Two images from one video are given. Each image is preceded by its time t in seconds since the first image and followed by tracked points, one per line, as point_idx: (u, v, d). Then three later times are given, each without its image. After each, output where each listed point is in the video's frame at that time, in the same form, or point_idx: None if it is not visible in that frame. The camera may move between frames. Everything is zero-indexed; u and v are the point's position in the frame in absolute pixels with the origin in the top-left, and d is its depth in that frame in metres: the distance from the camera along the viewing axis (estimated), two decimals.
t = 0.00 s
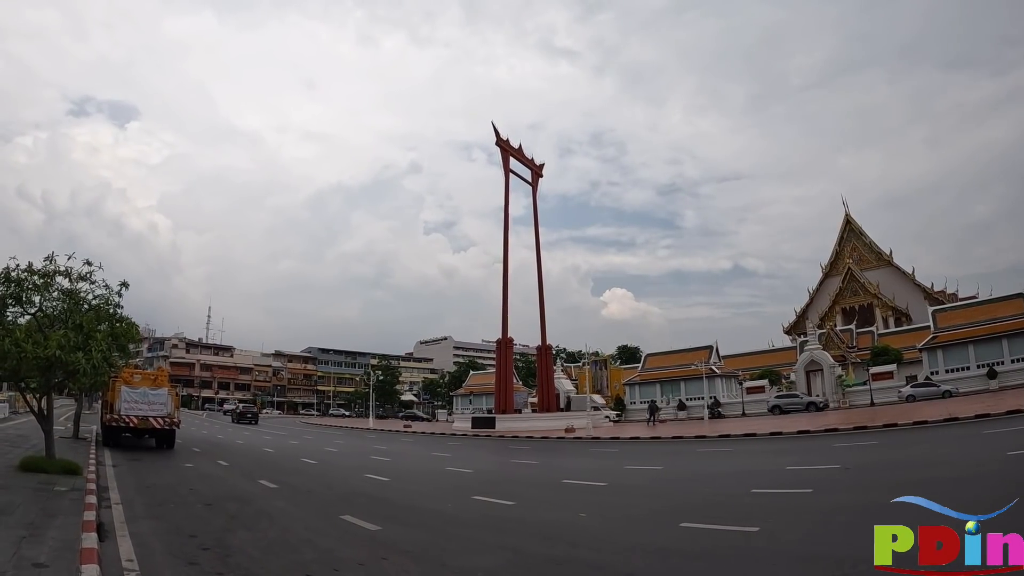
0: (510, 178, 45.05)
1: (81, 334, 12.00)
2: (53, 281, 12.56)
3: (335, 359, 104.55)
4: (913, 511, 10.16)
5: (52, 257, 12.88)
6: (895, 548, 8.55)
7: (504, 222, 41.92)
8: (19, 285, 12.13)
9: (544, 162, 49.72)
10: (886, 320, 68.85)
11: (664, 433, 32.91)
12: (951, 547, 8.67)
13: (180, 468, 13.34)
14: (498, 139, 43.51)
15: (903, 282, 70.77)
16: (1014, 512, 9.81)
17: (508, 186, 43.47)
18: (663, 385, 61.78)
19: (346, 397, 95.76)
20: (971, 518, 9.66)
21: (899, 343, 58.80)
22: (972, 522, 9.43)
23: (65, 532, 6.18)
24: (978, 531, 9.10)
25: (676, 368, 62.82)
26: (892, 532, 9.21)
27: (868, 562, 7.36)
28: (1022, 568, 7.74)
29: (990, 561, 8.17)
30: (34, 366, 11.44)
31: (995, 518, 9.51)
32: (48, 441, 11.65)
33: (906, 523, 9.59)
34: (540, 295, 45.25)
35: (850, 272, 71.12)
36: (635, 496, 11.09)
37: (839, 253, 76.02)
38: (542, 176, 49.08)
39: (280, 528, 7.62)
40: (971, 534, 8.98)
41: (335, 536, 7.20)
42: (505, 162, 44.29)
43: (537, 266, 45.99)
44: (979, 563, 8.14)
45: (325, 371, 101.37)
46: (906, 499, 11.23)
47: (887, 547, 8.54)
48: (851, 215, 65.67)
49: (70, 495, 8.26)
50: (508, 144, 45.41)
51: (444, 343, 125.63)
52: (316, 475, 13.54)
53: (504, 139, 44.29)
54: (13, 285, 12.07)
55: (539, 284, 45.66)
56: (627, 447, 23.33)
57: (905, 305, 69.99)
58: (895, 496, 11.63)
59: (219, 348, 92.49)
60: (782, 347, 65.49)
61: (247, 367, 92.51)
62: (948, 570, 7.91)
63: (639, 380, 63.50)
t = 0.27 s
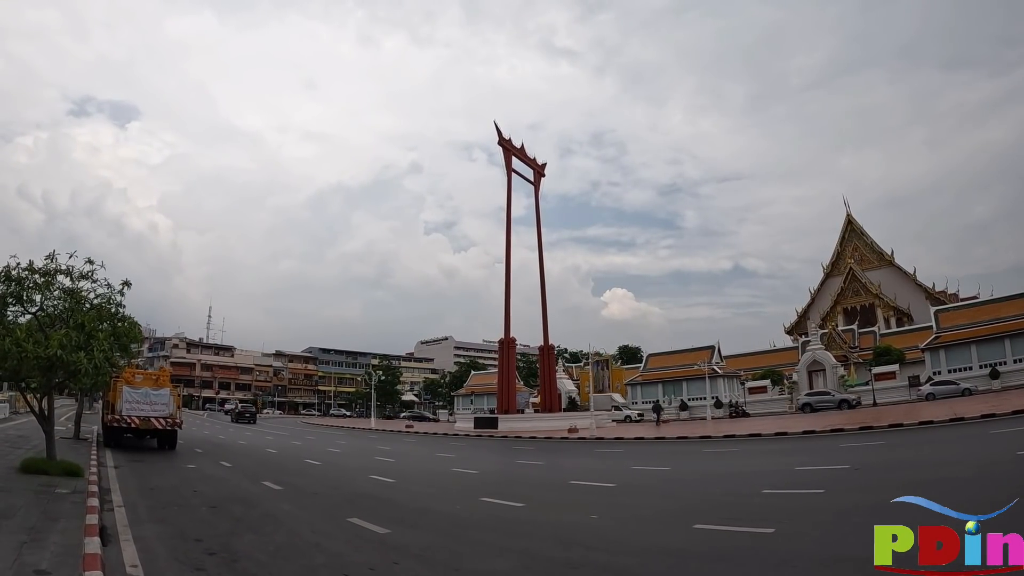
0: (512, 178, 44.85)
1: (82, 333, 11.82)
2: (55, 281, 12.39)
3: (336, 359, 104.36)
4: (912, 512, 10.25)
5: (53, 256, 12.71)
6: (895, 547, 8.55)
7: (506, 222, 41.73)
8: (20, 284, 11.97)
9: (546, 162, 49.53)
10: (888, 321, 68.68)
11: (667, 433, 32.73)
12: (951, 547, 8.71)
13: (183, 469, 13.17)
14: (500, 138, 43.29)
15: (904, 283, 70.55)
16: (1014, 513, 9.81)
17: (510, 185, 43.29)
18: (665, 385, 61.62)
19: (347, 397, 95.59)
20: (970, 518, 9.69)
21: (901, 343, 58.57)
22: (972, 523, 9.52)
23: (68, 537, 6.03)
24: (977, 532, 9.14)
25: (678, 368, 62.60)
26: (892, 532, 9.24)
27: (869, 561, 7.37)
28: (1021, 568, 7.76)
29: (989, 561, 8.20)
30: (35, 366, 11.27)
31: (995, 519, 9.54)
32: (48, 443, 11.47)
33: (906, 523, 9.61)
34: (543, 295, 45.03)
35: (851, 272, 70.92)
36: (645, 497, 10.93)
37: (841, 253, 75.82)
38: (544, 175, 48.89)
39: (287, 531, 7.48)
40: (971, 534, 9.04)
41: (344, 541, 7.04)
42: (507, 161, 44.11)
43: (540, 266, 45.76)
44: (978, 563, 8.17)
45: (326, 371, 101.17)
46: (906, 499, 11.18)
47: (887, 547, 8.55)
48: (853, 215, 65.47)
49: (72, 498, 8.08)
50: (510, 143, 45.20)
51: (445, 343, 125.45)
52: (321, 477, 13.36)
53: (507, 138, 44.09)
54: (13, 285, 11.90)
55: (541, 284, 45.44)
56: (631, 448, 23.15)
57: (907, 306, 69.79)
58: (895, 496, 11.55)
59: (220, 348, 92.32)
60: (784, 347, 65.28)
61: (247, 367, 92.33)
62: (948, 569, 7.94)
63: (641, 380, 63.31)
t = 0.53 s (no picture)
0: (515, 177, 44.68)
1: (83, 331, 11.66)
2: (55, 278, 12.23)
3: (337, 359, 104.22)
4: (911, 511, 10.11)
5: (53, 253, 12.56)
6: (895, 548, 8.42)
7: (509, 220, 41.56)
8: (20, 281, 11.82)
9: (548, 161, 49.34)
10: (889, 321, 68.48)
11: (670, 433, 32.54)
12: (951, 547, 8.57)
13: (185, 469, 13.00)
14: (502, 136, 43.10)
15: (906, 283, 70.32)
16: (1015, 513, 9.66)
17: (513, 184, 43.11)
18: (667, 385, 61.48)
19: (348, 397, 95.42)
20: (971, 518, 9.55)
21: (903, 343, 58.35)
22: (971, 523, 9.38)
23: (67, 538, 5.88)
24: (978, 531, 9.00)
25: (680, 368, 62.39)
26: (892, 532, 9.09)
27: (868, 561, 7.24)
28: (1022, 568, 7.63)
29: (989, 561, 8.07)
30: (35, 364, 11.13)
31: (995, 519, 9.41)
32: (49, 443, 11.31)
33: (906, 523, 9.46)
34: (545, 294, 44.85)
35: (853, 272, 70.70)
36: (653, 497, 10.77)
37: (842, 253, 75.60)
38: (547, 174, 48.72)
39: (292, 532, 7.33)
40: (970, 534, 8.90)
41: (350, 544, 6.90)
42: (509, 160, 43.93)
43: (542, 265, 45.56)
44: (978, 563, 8.04)
45: (327, 370, 101.01)
46: (905, 499, 11.01)
47: (887, 547, 8.41)
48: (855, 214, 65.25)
49: (72, 498, 7.92)
50: (512, 142, 45.03)
51: (446, 343, 125.29)
52: (324, 477, 13.19)
53: (509, 137, 43.91)
54: (13, 282, 11.76)
55: (543, 283, 45.25)
56: (636, 448, 22.95)
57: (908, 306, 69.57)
58: (895, 496, 11.38)
59: (221, 347, 92.21)
60: (786, 346, 65.00)
61: (248, 366, 92.18)
62: (948, 569, 7.81)
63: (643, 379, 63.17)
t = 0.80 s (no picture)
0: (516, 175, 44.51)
1: (82, 329, 11.50)
2: (53, 274, 12.07)
3: (338, 358, 104.33)
4: (910, 511, 9.91)
5: (52, 249, 12.40)
6: (895, 548, 8.26)
7: (511, 219, 41.43)
8: (17, 277, 11.66)
9: (550, 159, 49.18)
10: (891, 320, 68.24)
11: (673, 432, 32.33)
12: (951, 547, 8.39)
13: (185, 468, 12.83)
14: (504, 135, 42.90)
15: (908, 282, 70.06)
16: (1015, 512, 9.51)
17: (514, 183, 42.90)
18: (669, 384, 61.32)
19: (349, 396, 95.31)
20: (971, 518, 9.39)
21: (905, 342, 58.09)
22: (972, 523, 9.21)
23: (63, 540, 5.72)
24: (978, 531, 8.83)
25: (682, 367, 62.19)
26: (891, 531, 8.93)
27: (869, 561, 7.08)
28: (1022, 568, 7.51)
29: (990, 561, 7.91)
30: (32, 362, 10.96)
31: (995, 518, 9.25)
32: (47, 442, 11.14)
33: (905, 523, 9.28)
34: (547, 293, 44.69)
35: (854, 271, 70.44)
36: (660, 496, 10.60)
37: (844, 252, 75.31)
38: (548, 172, 48.56)
39: (294, 533, 7.16)
40: (970, 534, 8.74)
41: (356, 544, 6.77)
42: (511, 158, 43.76)
43: (544, 263, 45.34)
44: (979, 563, 7.88)
45: (328, 370, 100.96)
46: (905, 499, 10.81)
47: (887, 547, 8.24)
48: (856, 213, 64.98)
49: (70, 499, 7.76)
50: (514, 140, 44.86)
51: (447, 342, 125.19)
52: (328, 476, 13.02)
53: (511, 135, 43.70)
54: (10, 278, 11.60)
55: (545, 282, 45.03)
56: (640, 446, 22.77)
57: (910, 305, 69.34)
58: (894, 496, 11.18)
59: (222, 346, 92.18)
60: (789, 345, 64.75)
61: (249, 365, 92.08)
62: (949, 569, 7.65)
63: (644, 378, 62.98)
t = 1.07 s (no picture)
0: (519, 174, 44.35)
1: (80, 327, 11.33)
2: (52, 273, 11.91)
3: (339, 357, 104.31)
4: (910, 510, 9.75)
5: (50, 247, 12.23)
6: (895, 548, 8.12)
7: (513, 218, 41.26)
8: (15, 275, 11.50)
9: (552, 158, 49.04)
10: (893, 318, 67.96)
11: (676, 431, 32.15)
12: (951, 547, 8.25)
13: (186, 468, 12.68)
14: (506, 133, 42.72)
15: (910, 280, 69.78)
16: (1016, 513, 9.35)
17: (516, 181, 42.70)
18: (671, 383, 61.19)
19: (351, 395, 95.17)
20: (970, 518, 9.22)
21: (908, 340, 57.81)
22: (972, 523, 9.04)
23: (60, 544, 5.57)
24: (978, 531, 8.67)
25: (684, 366, 61.97)
26: (891, 531, 8.79)
27: (868, 560, 6.94)
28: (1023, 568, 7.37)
29: (990, 561, 7.77)
30: (30, 361, 10.80)
31: (996, 518, 9.09)
32: (45, 442, 10.98)
33: (906, 523, 9.13)
34: (549, 291, 44.51)
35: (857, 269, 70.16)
36: (668, 496, 10.44)
37: (846, 251, 75.01)
38: (551, 171, 48.41)
39: (296, 536, 7.00)
40: (970, 534, 8.58)
41: (360, 548, 6.60)
42: (513, 157, 43.58)
43: (547, 262, 45.13)
44: (978, 563, 7.74)
45: (329, 369, 100.83)
46: (906, 499, 10.61)
47: (887, 547, 8.10)
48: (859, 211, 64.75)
49: (68, 500, 7.60)
50: (516, 138, 44.68)
51: (449, 342, 125.04)
52: (331, 476, 12.87)
53: (512, 133, 43.50)
54: (8, 276, 11.44)
55: (547, 280, 44.85)
56: (645, 445, 22.57)
57: (912, 303, 69.05)
58: (894, 496, 10.97)
59: (223, 346, 92.10)
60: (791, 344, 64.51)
61: (250, 364, 91.98)
62: (948, 569, 7.52)
63: (646, 377, 62.80)
